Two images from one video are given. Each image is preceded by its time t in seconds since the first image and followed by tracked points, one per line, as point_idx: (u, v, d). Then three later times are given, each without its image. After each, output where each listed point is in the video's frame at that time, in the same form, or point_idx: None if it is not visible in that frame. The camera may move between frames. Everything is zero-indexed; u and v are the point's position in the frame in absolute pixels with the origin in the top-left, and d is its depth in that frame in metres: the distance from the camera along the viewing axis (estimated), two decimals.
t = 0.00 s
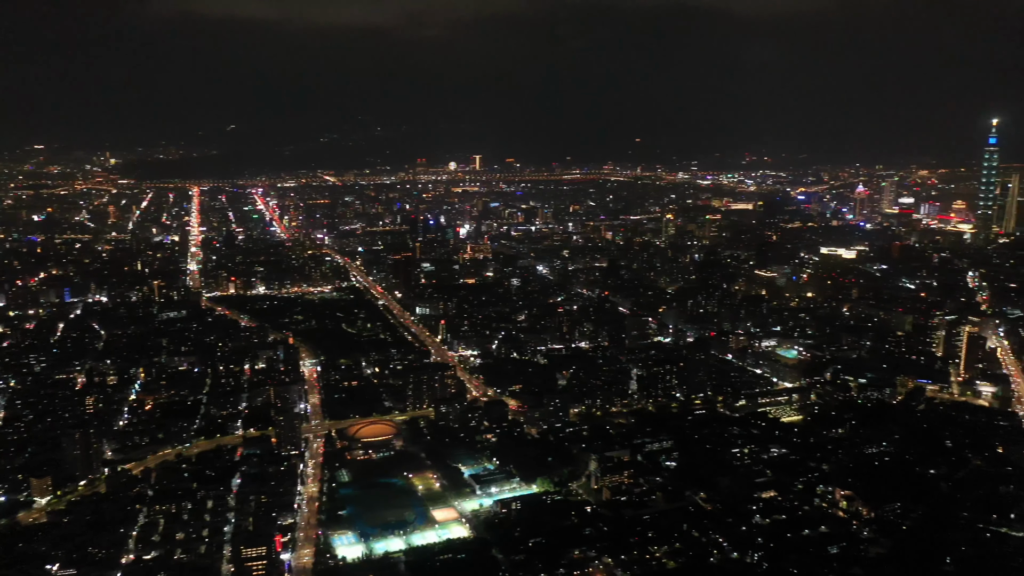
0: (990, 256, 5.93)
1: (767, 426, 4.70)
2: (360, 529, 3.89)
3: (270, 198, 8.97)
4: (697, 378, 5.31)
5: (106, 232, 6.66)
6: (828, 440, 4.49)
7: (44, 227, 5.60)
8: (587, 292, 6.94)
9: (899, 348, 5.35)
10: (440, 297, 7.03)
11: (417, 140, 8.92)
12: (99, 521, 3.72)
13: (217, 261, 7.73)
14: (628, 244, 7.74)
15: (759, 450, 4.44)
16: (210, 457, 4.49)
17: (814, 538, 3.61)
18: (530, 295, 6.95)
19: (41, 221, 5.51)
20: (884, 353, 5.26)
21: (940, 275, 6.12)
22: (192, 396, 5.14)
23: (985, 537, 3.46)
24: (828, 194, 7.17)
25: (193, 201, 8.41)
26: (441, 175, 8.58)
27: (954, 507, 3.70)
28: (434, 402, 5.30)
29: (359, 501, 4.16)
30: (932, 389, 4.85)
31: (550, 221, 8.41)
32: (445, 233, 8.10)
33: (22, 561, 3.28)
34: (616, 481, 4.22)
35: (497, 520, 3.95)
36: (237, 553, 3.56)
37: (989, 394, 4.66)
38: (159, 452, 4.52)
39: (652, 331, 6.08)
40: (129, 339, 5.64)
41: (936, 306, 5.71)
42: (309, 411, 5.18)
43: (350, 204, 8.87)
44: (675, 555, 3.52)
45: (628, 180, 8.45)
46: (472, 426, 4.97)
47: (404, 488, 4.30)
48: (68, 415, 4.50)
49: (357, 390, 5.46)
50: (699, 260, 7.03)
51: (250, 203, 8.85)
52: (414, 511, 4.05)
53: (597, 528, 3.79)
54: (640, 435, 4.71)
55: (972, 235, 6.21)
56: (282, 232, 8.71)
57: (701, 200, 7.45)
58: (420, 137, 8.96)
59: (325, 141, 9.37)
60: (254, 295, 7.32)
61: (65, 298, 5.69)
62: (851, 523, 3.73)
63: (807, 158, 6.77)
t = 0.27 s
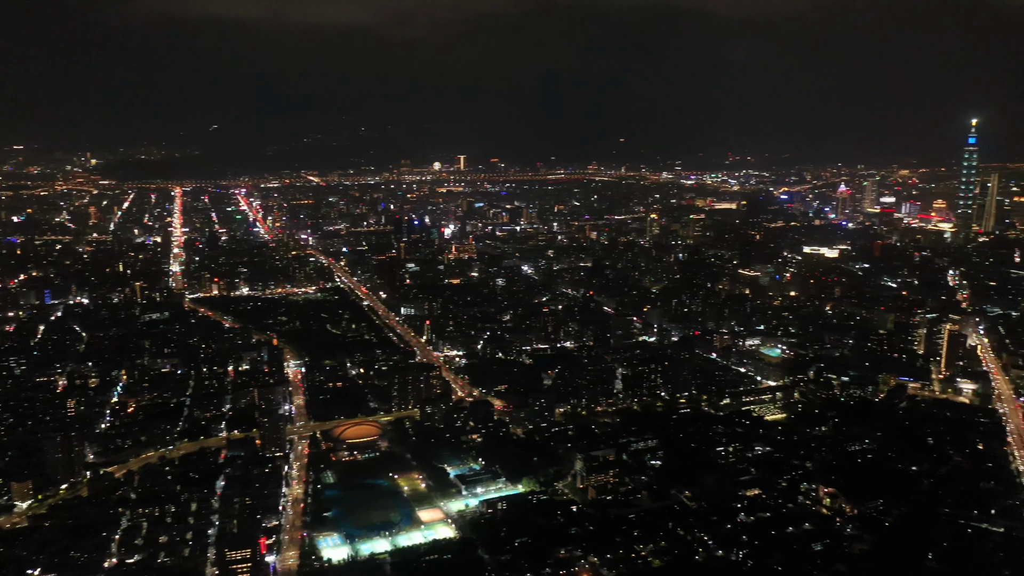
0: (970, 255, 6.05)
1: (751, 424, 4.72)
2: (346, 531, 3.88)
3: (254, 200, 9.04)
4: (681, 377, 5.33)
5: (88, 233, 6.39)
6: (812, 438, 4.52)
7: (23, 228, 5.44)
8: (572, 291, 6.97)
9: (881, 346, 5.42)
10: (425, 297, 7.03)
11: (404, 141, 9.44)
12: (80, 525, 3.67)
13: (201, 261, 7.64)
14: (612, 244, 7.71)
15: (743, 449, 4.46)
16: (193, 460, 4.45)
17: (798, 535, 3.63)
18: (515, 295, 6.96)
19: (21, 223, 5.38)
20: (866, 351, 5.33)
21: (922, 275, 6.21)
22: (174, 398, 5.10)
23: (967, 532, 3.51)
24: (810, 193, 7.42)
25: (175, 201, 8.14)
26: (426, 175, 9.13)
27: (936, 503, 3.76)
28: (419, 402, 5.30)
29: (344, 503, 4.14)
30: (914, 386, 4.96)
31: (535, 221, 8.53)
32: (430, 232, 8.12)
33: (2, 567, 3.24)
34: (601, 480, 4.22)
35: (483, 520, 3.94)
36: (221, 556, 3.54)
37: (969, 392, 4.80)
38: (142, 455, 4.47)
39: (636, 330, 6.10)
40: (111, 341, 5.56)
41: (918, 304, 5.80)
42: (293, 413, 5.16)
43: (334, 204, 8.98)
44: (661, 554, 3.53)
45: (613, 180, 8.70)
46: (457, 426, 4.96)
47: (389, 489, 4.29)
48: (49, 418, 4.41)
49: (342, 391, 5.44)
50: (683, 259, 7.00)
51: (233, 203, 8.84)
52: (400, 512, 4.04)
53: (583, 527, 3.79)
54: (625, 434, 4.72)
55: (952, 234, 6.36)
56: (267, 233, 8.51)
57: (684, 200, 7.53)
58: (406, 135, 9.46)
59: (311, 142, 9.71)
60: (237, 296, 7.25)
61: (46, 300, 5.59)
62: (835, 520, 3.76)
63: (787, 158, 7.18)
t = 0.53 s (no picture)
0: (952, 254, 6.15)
1: (735, 423, 4.75)
2: (331, 532, 3.86)
3: (237, 200, 8.67)
4: (666, 376, 5.35)
5: (69, 233, 6.24)
6: (795, 435, 4.55)
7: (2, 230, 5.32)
8: (557, 291, 6.98)
9: (863, 344, 5.49)
10: (409, 298, 7.01)
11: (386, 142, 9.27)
12: (62, 529, 3.63)
13: (183, 262, 7.61)
14: (597, 243, 7.80)
15: (728, 447, 4.49)
16: (177, 462, 4.42)
17: (782, 533, 3.66)
18: (500, 295, 6.96)
19: None
20: (848, 350, 5.40)
21: (902, 273, 6.46)
22: (157, 400, 5.07)
23: (948, 529, 3.55)
24: (793, 193, 7.26)
25: (157, 202, 7.67)
26: (410, 175, 8.90)
27: (917, 500, 3.81)
28: (404, 403, 5.28)
29: (330, 504, 4.13)
30: (896, 384, 5.01)
31: (519, 220, 8.62)
32: (415, 232, 8.20)
33: None
34: (587, 479, 4.23)
35: (469, 521, 3.94)
36: (205, 559, 3.52)
37: (950, 389, 4.89)
38: (124, 458, 4.43)
39: (621, 330, 6.12)
40: (92, 342, 5.47)
41: (900, 302, 5.99)
42: (278, 414, 5.14)
43: (318, 205, 8.94)
44: (647, 553, 3.55)
45: (597, 181, 8.19)
46: (443, 427, 4.95)
47: (374, 490, 4.28)
48: (29, 421, 4.32)
49: (327, 392, 5.42)
50: (666, 258, 7.12)
51: (216, 204, 8.49)
52: (385, 513, 4.03)
53: (569, 527, 3.80)
54: (610, 434, 4.73)
55: (933, 232, 6.42)
56: (249, 233, 8.56)
57: (669, 199, 7.38)
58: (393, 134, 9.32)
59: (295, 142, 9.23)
60: (220, 297, 7.24)
61: (25, 301, 5.39)
62: (819, 518, 3.79)
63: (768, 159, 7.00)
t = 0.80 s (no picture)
0: (932, 251, 6.31)
1: (719, 421, 4.77)
2: (316, 534, 3.84)
3: (219, 200, 8.59)
4: (651, 375, 5.37)
5: (49, 235, 5.95)
6: (779, 433, 4.58)
7: None
8: (542, 290, 6.99)
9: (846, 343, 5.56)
10: (394, 298, 7.00)
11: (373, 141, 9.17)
12: (43, 533, 3.58)
13: (166, 263, 7.46)
14: (582, 243, 7.79)
15: (712, 446, 4.50)
16: (160, 465, 4.37)
17: (766, 530, 3.68)
18: (485, 295, 6.95)
19: None
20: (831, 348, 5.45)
21: (883, 273, 6.30)
22: (140, 403, 5.02)
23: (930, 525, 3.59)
24: (775, 192, 7.54)
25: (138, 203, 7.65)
26: (394, 175, 8.72)
27: (900, 496, 3.85)
28: (389, 404, 5.27)
29: (315, 506, 4.11)
30: (878, 381, 5.06)
31: (504, 221, 8.50)
32: (399, 233, 8.07)
33: None
34: (572, 478, 4.23)
35: (455, 521, 3.93)
36: (189, 562, 3.49)
37: (932, 386, 4.94)
38: (106, 461, 4.37)
39: (606, 329, 6.14)
40: (73, 344, 5.41)
41: (881, 301, 5.92)
42: (262, 416, 5.11)
43: (302, 205, 8.68)
44: (632, 551, 3.55)
45: (582, 179, 8.83)
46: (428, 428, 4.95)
47: (360, 491, 4.26)
48: (10, 423, 4.29)
49: (312, 394, 5.40)
50: (652, 258, 7.15)
51: (197, 204, 8.42)
52: (371, 515, 4.02)
53: (554, 526, 3.80)
54: (596, 433, 4.74)
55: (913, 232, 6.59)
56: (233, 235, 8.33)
57: (653, 198, 7.88)
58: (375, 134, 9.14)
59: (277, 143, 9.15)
60: (204, 298, 7.20)
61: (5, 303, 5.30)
62: (803, 515, 3.81)
63: (752, 158, 7.56)
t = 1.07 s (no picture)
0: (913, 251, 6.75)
1: (704, 420, 4.79)
2: (301, 536, 3.83)
3: (203, 201, 7.51)
4: (635, 374, 5.38)
5: (28, 235, 5.70)
6: (763, 431, 4.60)
7: None
8: (527, 290, 6.98)
9: (829, 341, 5.61)
10: (379, 299, 6.97)
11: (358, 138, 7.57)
12: (25, 538, 3.54)
13: (147, 264, 7.41)
14: (566, 243, 7.84)
15: (697, 444, 4.52)
16: (143, 467, 4.33)
17: (751, 528, 3.70)
18: (470, 296, 6.94)
19: None
20: (815, 346, 5.50)
21: (865, 270, 6.72)
22: (122, 405, 4.95)
23: (912, 522, 3.63)
24: (759, 191, 7.51)
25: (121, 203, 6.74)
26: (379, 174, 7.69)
27: (883, 493, 3.89)
28: (375, 405, 5.25)
29: (300, 507, 4.09)
30: (861, 379, 5.10)
31: (489, 221, 8.34)
32: (382, 234, 7.75)
33: None
34: (558, 478, 4.23)
35: (441, 521, 3.92)
36: (173, 565, 3.47)
37: (913, 384, 5.05)
38: (88, 464, 4.32)
39: (591, 329, 6.14)
40: (54, 346, 5.39)
41: (864, 299, 6.17)
42: (246, 417, 5.08)
43: (285, 206, 7.74)
44: (618, 550, 3.56)
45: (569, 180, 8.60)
46: (413, 428, 4.94)
47: (345, 492, 4.25)
48: None
49: (296, 395, 5.38)
50: (637, 257, 7.25)
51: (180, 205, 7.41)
52: (356, 516, 4.00)
53: (541, 526, 3.80)
54: (581, 432, 4.75)
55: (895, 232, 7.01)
56: (216, 234, 7.95)
57: (636, 198, 7.76)
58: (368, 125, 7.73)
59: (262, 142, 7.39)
60: (187, 300, 7.25)
61: None
62: (787, 512, 3.83)
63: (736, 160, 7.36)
